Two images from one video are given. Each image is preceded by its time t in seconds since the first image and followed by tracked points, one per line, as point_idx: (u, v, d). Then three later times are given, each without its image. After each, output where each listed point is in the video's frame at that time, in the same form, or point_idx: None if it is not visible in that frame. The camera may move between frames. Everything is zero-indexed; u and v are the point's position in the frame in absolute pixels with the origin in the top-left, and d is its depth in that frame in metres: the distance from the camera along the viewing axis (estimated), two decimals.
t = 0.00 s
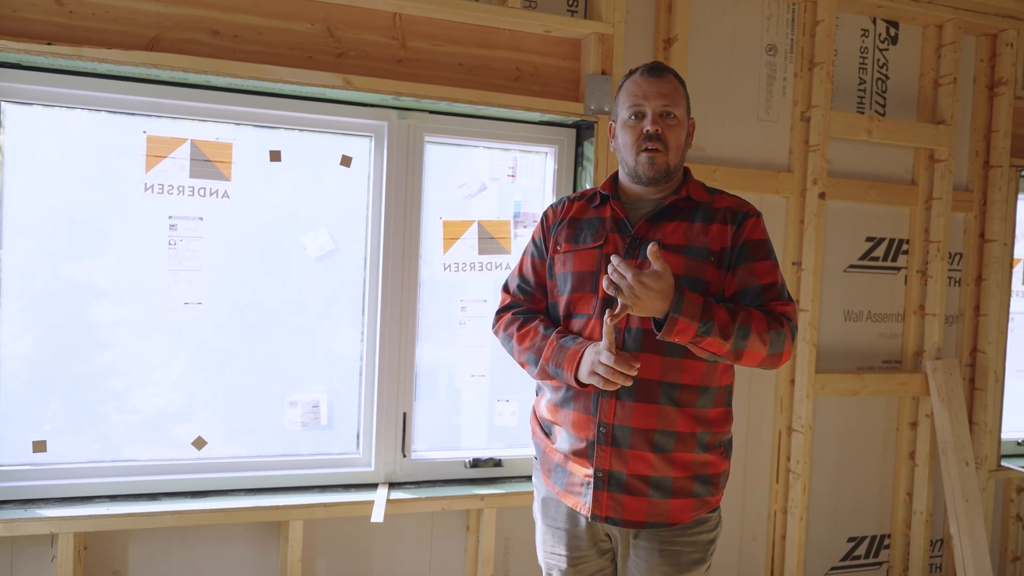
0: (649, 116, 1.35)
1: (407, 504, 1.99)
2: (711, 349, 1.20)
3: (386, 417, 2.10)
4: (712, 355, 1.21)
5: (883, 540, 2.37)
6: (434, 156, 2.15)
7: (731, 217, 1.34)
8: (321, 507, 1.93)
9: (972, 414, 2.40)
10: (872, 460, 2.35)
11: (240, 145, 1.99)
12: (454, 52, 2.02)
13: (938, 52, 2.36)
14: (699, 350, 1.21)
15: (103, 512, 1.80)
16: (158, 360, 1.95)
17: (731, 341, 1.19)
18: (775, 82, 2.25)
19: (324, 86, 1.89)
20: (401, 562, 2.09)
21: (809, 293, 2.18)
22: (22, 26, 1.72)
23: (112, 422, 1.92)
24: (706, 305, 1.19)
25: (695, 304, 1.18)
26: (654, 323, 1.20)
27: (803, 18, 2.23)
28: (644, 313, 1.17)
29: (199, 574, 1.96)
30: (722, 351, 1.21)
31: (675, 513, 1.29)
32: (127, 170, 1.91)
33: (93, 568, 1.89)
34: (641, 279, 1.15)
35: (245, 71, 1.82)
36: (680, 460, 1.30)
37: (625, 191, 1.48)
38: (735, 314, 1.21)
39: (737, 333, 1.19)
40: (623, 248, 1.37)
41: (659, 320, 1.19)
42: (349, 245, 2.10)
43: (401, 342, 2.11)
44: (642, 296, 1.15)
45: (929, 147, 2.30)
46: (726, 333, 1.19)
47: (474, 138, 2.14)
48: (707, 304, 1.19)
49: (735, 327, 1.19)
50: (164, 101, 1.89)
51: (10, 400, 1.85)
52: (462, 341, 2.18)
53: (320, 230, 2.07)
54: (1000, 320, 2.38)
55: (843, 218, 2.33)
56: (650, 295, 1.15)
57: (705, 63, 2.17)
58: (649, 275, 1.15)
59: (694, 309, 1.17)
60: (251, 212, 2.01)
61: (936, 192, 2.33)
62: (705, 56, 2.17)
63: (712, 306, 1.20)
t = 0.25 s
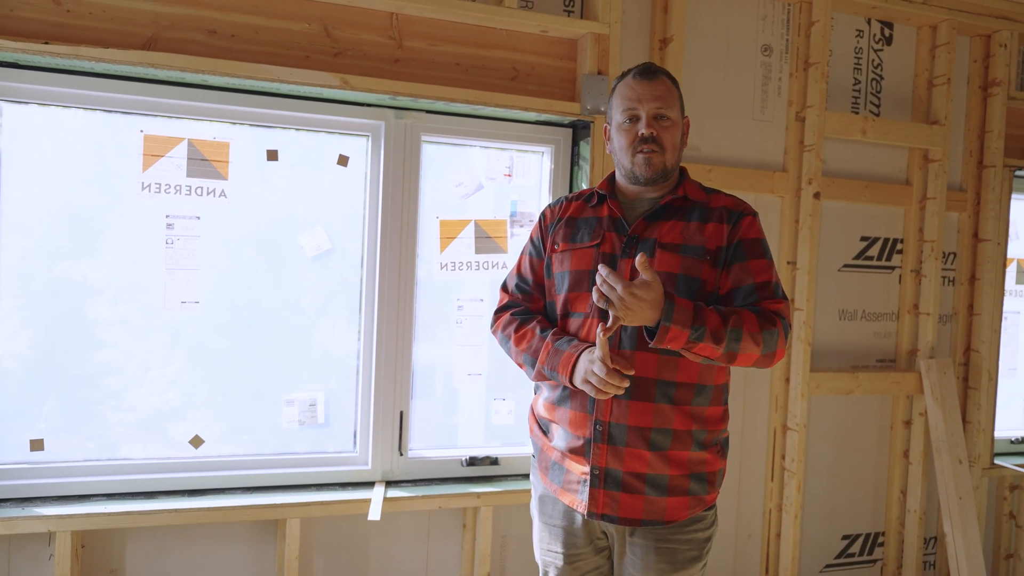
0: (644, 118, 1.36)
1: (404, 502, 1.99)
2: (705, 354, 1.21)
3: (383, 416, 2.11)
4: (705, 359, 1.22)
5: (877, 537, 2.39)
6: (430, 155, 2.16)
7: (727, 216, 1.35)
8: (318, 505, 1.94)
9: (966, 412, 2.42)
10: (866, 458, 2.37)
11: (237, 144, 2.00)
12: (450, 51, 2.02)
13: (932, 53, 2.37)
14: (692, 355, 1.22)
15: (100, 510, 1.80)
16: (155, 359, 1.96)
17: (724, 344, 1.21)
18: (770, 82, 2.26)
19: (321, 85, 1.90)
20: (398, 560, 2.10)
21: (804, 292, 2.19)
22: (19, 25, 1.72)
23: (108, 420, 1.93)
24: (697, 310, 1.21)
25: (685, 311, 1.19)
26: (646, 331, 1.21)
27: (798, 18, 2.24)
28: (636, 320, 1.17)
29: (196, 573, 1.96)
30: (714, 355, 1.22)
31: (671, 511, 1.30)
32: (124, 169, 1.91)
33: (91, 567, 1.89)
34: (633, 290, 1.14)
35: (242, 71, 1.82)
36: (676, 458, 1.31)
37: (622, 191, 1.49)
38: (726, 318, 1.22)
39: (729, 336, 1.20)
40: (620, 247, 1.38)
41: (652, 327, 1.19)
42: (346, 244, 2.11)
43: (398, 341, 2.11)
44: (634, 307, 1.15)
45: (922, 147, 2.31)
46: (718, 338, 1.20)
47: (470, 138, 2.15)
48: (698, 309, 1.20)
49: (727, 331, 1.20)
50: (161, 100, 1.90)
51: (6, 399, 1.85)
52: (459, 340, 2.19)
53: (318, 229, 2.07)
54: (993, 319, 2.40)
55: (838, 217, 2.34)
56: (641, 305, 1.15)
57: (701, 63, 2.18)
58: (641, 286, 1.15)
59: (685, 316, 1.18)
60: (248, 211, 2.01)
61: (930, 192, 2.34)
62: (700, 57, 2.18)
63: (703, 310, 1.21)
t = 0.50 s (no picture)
0: (636, 115, 1.36)
1: (399, 500, 2.00)
2: (703, 354, 1.21)
3: (378, 414, 2.11)
4: (703, 360, 1.22)
5: (870, 534, 2.40)
6: (425, 155, 2.16)
7: (720, 216, 1.36)
8: (313, 504, 1.94)
9: (958, 410, 2.43)
10: (860, 456, 2.38)
11: (232, 143, 2.00)
12: (445, 51, 2.03)
13: (925, 52, 2.38)
14: (691, 356, 1.23)
15: (96, 509, 1.81)
16: (149, 358, 1.96)
17: (723, 346, 1.21)
18: (764, 82, 2.27)
19: (316, 85, 1.90)
20: (393, 558, 2.11)
21: (798, 291, 2.20)
22: (13, 24, 1.72)
23: (103, 420, 1.93)
24: (698, 311, 1.20)
25: (687, 312, 1.19)
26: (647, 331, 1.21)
27: (792, 18, 2.25)
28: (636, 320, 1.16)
29: (191, 571, 1.97)
30: (713, 356, 1.22)
31: (663, 509, 1.31)
32: (119, 168, 1.91)
33: (86, 566, 1.90)
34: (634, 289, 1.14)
35: (237, 70, 1.82)
36: (669, 456, 1.32)
37: (615, 190, 1.49)
38: (726, 319, 1.22)
39: (729, 338, 1.20)
40: (612, 247, 1.39)
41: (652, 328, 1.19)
42: (340, 243, 2.11)
43: (393, 340, 2.12)
44: (635, 308, 1.14)
45: (915, 146, 2.32)
46: (718, 339, 1.20)
47: (465, 137, 2.16)
48: (699, 310, 1.20)
49: (727, 332, 1.20)
50: (156, 99, 1.90)
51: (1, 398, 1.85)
52: (454, 338, 2.20)
53: (313, 228, 2.08)
54: (986, 317, 2.41)
55: (832, 216, 2.35)
56: (642, 306, 1.15)
57: (695, 62, 2.19)
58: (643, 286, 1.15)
59: (687, 316, 1.18)
60: (243, 210, 2.02)
61: (923, 190, 2.35)
62: (694, 56, 2.19)
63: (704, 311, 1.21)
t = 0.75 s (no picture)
0: (633, 114, 1.37)
1: (397, 498, 2.01)
2: (709, 358, 1.23)
3: (375, 413, 2.12)
4: (708, 362, 1.24)
5: (865, 532, 2.41)
6: (422, 154, 2.17)
7: (713, 216, 1.37)
8: (311, 502, 1.95)
9: (952, 408, 2.45)
10: (854, 454, 2.39)
11: (229, 143, 2.01)
12: (442, 51, 2.04)
13: (919, 52, 2.39)
14: (696, 358, 1.24)
15: (94, 508, 1.81)
16: (146, 357, 1.96)
17: (729, 350, 1.22)
18: (759, 82, 2.28)
19: (313, 85, 1.91)
20: (390, 556, 2.12)
21: (793, 290, 2.21)
22: (11, 24, 1.72)
23: (100, 419, 1.93)
24: (707, 317, 1.22)
25: (699, 319, 1.20)
26: (658, 336, 1.23)
27: (787, 18, 2.26)
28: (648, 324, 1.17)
29: (189, 570, 1.97)
30: (718, 359, 1.24)
31: (657, 506, 1.32)
32: (116, 168, 1.92)
33: (84, 564, 1.90)
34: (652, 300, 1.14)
35: (234, 70, 1.83)
36: (663, 454, 1.33)
37: (608, 190, 1.50)
38: (733, 323, 1.23)
39: (735, 343, 1.22)
40: (606, 246, 1.40)
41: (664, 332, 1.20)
42: (337, 243, 2.12)
43: (390, 339, 2.13)
44: (651, 315, 1.15)
45: (910, 146, 2.34)
46: (725, 344, 1.21)
47: (462, 137, 2.16)
48: (708, 316, 1.22)
49: (733, 337, 1.22)
50: (153, 99, 1.90)
51: None
52: (450, 337, 2.21)
53: (310, 227, 2.08)
54: (979, 315, 2.42)
55: (826, 215, 2.36)
56: (658, 315, 1.16)
57: (690, 62, 2.20)
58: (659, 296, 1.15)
59: (698, 323, 1.20)
60: (241, 210, 2.02)
61: (918, 189, 2.36)
62: (690, 56, 2.20)
63: (712, 317, 1.22)
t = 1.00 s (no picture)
0: (629, 118, 1.38)
1: (396, 497, 2.01)
2: (698, 354, 1.24)
3: (374, 412, 2.13)
4: (698, 358, 1.25)
5: (862, 531, 2.42)
6: (421, 154, 2.18)
7: (710, 217, 1.39)
8: (310, 500, 1.96)
9: (949, 407, 2.46)
10: (851, 453, 2.40)
11: (229, 143, 2.01)
12: (441, 51, 2.05)
13: (916, 53, 2.40)
14: (687, 354, 1.25)
15: (94, 506, 1.82)
16: (144, 356, 1.97)
17: (718, 347, 1.23)
18: (756, 83, 2.29)
19: (313, 85, 1.91)
20: (389, 554, 2.12)
21: (790, 290, 2.22)
22: (11, 24, 1.73)
23: (98, 418, 1.94)
24: (696, 313, 1.22)
25: (688, 315, 1.21)
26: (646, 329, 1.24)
27: (785, 19, 2.26)
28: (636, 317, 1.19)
29: (188, 568, 1.98)
30: (707, 355, 1.25)
31: (654, 504, 1.33)
32: (116, 167, 1.92)
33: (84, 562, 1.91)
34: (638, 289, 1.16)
35: (234, 70, 1.84)
36: (659, 452, 1.34)
37: (606, 191, 1.51)
38: (723, 321, 1.24)
39: (724, 340, 1.22)
40: (603, 246, 1.41)
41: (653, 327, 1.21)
42: (336, 242, 2.12)
43: (388, 338, 2.14)
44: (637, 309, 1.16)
45: (907, 147, 2.35)
46: (713, 341, 1.22)
47: (461, 137, 2.17)
48: (698, 313, 1.22)
49: (723, 334, 1.22)
50: (153, 99, 1.91)
51: None
52: (449, 336, 2.22)
53: (309, 227, 2.09)
54: (976, 316, 2.43)
55: (823, 216, 2.37)
56: (646, 310, 1.16)
57: (688, 63, 2.21)
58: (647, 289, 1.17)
59: (686, 319, 1.20)
60: (240, 209, 2.03)
61: (915, 190, 2.37)
62: (688, 57, 2.21)
63: (702, 313, 1.23)
